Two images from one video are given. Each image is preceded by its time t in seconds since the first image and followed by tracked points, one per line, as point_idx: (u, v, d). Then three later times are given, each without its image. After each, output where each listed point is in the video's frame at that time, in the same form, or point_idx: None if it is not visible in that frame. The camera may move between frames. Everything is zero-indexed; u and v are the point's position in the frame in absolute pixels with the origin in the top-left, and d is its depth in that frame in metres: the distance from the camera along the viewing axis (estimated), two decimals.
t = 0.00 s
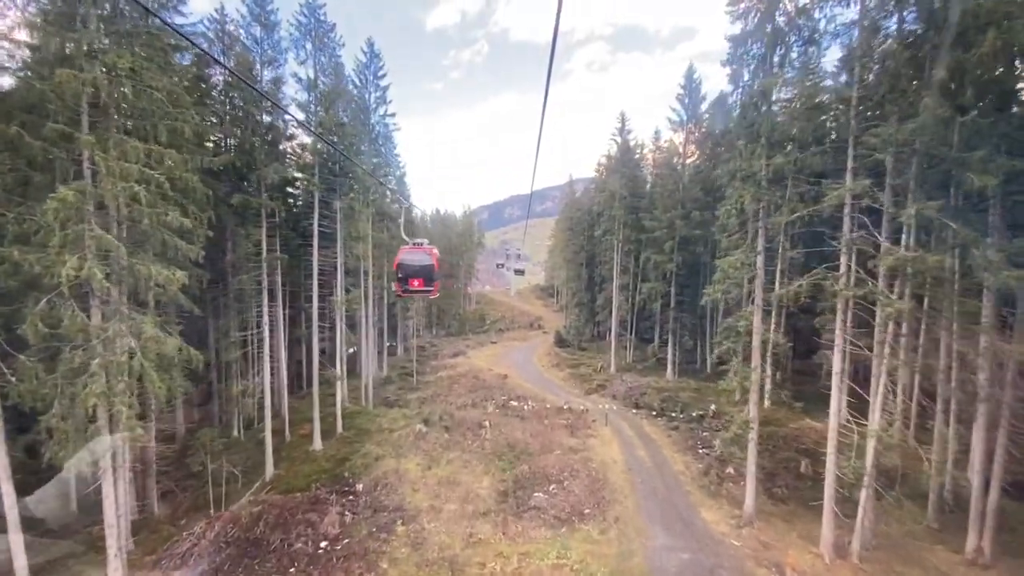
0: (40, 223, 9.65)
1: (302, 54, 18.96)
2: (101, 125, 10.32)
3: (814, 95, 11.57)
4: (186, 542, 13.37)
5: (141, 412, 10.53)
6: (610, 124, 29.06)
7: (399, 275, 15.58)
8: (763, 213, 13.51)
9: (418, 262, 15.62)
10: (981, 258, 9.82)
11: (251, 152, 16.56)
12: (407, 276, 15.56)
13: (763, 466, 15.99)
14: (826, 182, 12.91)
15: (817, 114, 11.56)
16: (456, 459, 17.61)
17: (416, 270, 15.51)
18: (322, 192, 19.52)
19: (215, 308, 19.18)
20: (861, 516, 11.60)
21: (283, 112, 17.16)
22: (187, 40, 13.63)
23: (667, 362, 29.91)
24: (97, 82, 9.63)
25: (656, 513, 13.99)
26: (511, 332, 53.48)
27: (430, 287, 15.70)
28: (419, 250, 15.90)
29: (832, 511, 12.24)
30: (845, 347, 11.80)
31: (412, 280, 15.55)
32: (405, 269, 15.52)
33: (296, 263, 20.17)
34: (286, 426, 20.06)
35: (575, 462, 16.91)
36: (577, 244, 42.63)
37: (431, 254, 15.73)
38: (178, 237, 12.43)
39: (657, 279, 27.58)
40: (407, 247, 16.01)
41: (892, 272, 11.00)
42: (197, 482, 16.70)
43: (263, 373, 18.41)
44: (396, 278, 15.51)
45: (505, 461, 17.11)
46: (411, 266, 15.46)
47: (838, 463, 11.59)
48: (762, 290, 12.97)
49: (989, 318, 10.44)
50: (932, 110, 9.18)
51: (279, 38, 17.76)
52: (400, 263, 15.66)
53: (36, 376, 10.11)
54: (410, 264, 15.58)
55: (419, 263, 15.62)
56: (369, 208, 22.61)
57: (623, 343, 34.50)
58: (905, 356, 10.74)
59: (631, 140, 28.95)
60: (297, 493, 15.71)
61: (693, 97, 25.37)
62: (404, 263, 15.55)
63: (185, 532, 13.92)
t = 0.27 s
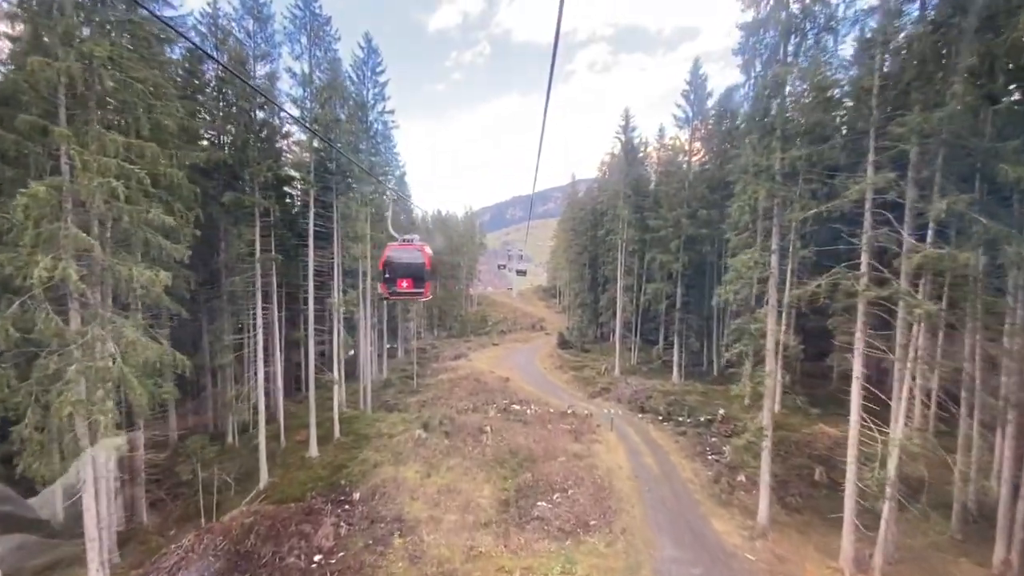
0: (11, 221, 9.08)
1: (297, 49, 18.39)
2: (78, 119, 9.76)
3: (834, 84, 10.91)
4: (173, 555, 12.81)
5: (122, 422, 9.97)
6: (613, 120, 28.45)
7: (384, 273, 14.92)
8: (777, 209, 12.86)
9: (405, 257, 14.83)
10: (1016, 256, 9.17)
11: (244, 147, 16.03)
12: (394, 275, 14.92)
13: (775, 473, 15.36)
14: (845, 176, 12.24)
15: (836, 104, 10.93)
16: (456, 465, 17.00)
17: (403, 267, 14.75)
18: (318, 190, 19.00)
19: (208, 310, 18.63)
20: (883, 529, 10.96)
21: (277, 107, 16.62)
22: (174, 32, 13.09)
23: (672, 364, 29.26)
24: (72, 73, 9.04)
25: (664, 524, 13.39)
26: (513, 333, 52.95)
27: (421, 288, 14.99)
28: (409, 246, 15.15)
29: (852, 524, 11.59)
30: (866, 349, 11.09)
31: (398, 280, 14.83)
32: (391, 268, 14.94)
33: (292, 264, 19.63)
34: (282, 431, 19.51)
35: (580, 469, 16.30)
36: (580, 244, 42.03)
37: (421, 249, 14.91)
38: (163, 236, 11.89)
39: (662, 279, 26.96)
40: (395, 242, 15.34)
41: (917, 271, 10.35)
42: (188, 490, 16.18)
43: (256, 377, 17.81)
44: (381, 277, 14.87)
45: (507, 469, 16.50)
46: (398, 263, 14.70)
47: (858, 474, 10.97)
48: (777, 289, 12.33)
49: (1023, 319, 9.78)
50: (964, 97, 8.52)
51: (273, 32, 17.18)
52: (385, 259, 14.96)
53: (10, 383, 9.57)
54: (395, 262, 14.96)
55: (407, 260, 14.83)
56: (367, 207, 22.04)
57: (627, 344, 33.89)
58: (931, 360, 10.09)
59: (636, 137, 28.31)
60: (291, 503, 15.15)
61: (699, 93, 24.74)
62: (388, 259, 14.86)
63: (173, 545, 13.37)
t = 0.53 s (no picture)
0: None
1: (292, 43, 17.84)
2: (52, 111, 9.22)
3: (855, 70, 10.27)
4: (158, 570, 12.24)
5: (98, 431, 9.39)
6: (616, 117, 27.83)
7: (366, 271, 13.69)
8: (792, 205, 12.22)
9: (389, 252, 13.61)
10: None
11: (238, 141, 15.49)
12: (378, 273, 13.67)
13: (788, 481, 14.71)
14: (864, 169, 11.61)
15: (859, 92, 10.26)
16: (456, 472, 16.40)
17: (387, 264, 13.57)
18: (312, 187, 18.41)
19: (201, 312, 18.06)
20: (908, 544, 10.32)
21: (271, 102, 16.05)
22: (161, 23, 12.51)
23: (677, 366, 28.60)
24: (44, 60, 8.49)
25: (672, 535, 12.77)
26: (515, 334, 52.39)
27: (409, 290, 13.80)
28: (394, 241, 13.98)
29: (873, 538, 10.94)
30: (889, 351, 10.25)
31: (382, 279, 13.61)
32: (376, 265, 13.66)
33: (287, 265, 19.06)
34: (276, 437, 18.93)
35: (584, 476, 15.69)
36: (583, 243, 41.43)
37: (407, 243, 13.69)
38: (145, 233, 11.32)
39: (668, 279, 26.32)
40: (379, 237, 14.17)
41: (945, 269, 9.71)
42: (178, 499, 15.63)
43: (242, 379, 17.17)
44: (362, 275, 13.65)
45: (509, 476, 15.88)
46: (381, 259, 13.50)
47: (879, 485, 10.34)
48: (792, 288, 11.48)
49: None
50: (1002, 80, 7.88)
51: (266, 24, 16.62)
52: (367, 256, 13.75)
53: None
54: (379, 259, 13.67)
55: (392, 256, 13.66)
56: (364, 205, 21.47)
57: (631, 345, 33.28)
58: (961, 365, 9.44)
59: (640, 134, 27.64)
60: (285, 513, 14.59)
61: (705, 88, 24.12)
62: (370, 255, 13.65)
63: (159, 558, 12.81)
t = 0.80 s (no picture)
0: None
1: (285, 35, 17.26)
2: (21, 100, 8.64)
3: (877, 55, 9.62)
4: None
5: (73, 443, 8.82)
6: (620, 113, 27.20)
7: (341, 269, 11.79)
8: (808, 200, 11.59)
9: (367, 247, 11.66)
10: None
11: (229, 136, 14.92)
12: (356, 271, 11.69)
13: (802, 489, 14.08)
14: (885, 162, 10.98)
15: (882, 79, 9.63)
16: (455, 480, 15.82)
17: (365, 260, 11.61)
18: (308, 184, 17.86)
19: (193, 314, 17.51)
20: (935, 561, 9.70)
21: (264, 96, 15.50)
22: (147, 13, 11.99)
23: (683, 368, 27.96)
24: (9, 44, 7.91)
25: (682, 548, 12.17)
26: (517, 335, 51.81)
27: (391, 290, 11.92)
28: (373, 233, 12.02)
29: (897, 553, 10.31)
30: (915, 354, 9.63)
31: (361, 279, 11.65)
32: (353, 262, 11.71)
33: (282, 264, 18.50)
34: (271, 442, 18.38)
35: (589, 484, 15.10)
36: (586, 243, 40.83)
37: (388, 236, 11.78)
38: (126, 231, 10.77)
39: (673, 279, 25.71)
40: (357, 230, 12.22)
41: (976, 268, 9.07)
42: (168, 508, 15.11)
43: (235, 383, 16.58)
44: (337, 274, 11.77)
45: (510, 483, 15.29)
46: (357, 253, 11.57)
47: (904, 498, 9.72)
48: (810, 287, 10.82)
49: None
50: None
51: (258, 15, 16.04)
52: (342, 251, 11.81)
53: None
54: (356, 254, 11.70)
55: (370, 250, 11.67)
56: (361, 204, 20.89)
57: (635, 347, 32.65)
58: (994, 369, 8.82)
59: (643, 130, 26.99)
60: (278, 524, 14.01)
61: (711, 83, 23.51)
62: (344, 250, 11.70)
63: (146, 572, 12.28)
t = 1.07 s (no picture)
0: None
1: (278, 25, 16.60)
2: None
3: (903, 37, 8.94)
4: None
5: (43, 454, 8.29)
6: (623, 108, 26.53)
7: (305, 265, 10.36)
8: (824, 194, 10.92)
9: (336, 239, 10.23)
10: None
11: (220, 132, 14.33)
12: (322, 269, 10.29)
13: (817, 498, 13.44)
14: (906, 153, 10.38)
15: (908, 64, 8.99)
16: (455, 487, 15.23)
17: (333, 255, 10.18)
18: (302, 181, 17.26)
19: (184, 315, 16.98)
20: None
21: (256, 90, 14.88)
22: None
23: (688, 369, 27.34)
24: None
25: (692, 561, 11.57)
26: (518, 335, 51.30)
27: (363, 291, 10.55)
28: (343, 224, 10.56)
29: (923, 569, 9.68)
30: (944, 358, 9.06)
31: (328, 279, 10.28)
32: (318, 258, 10.25)
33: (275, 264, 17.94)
34: (264, 448, 17.83)
35: (593, 492, 14.49)
36: (588, 242, 40.26)
37: (361, 227, 10.34)
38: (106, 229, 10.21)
39: (678, 279, 25.11)
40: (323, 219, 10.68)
41: (1010, 265, 8.45)
42: (157, 517, 14.57)
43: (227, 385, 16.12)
44: (301, 271, 10.36)
45: (511, 491, 14.68)
46: (323, 248, 10.11)
47: (931, 512, 9.12)
48: (829, 286, 10.20)
49: None
50: None
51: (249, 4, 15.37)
52: (305, 245, 10.31)
53: None
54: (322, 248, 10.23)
55: (339, 244, 10.26)
56: (357, 201, 20.27)
57: (639, 347, 32.06)
58: None
59: (646, 127, 26.42)
60: (269, 535, 13.46)
61: (717, 77, 22.99)
62: (309, 243, 10.27)
63: None
